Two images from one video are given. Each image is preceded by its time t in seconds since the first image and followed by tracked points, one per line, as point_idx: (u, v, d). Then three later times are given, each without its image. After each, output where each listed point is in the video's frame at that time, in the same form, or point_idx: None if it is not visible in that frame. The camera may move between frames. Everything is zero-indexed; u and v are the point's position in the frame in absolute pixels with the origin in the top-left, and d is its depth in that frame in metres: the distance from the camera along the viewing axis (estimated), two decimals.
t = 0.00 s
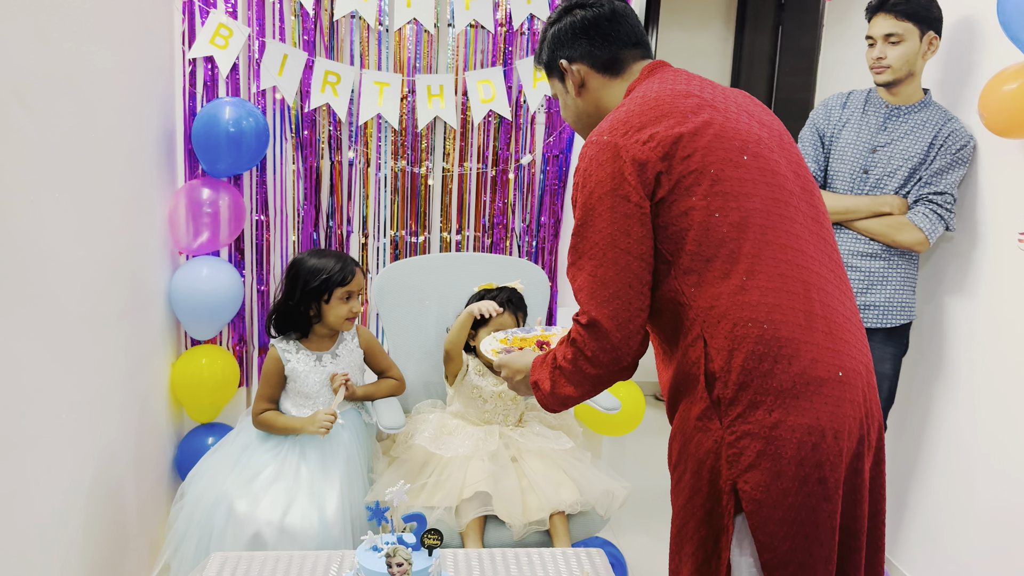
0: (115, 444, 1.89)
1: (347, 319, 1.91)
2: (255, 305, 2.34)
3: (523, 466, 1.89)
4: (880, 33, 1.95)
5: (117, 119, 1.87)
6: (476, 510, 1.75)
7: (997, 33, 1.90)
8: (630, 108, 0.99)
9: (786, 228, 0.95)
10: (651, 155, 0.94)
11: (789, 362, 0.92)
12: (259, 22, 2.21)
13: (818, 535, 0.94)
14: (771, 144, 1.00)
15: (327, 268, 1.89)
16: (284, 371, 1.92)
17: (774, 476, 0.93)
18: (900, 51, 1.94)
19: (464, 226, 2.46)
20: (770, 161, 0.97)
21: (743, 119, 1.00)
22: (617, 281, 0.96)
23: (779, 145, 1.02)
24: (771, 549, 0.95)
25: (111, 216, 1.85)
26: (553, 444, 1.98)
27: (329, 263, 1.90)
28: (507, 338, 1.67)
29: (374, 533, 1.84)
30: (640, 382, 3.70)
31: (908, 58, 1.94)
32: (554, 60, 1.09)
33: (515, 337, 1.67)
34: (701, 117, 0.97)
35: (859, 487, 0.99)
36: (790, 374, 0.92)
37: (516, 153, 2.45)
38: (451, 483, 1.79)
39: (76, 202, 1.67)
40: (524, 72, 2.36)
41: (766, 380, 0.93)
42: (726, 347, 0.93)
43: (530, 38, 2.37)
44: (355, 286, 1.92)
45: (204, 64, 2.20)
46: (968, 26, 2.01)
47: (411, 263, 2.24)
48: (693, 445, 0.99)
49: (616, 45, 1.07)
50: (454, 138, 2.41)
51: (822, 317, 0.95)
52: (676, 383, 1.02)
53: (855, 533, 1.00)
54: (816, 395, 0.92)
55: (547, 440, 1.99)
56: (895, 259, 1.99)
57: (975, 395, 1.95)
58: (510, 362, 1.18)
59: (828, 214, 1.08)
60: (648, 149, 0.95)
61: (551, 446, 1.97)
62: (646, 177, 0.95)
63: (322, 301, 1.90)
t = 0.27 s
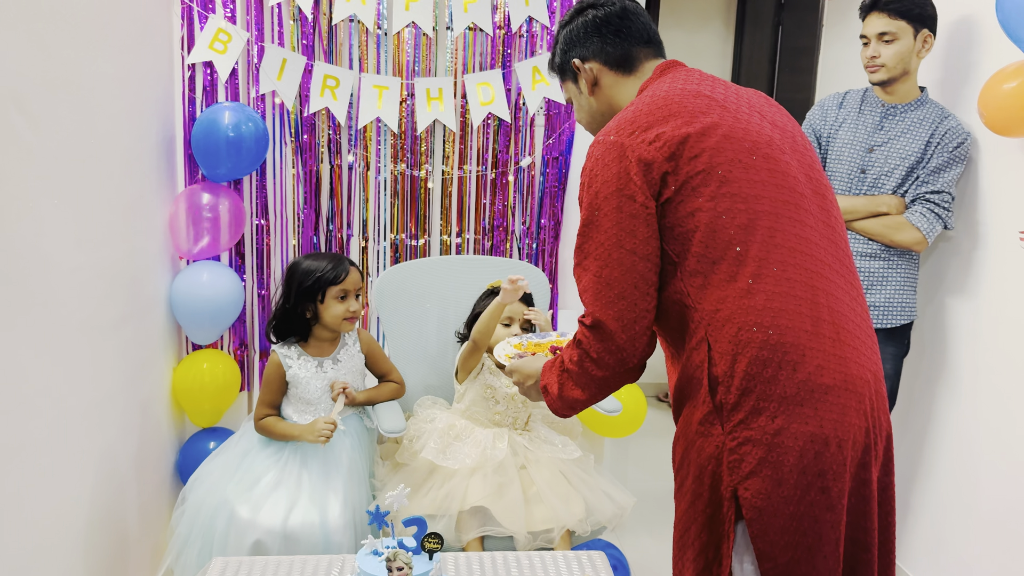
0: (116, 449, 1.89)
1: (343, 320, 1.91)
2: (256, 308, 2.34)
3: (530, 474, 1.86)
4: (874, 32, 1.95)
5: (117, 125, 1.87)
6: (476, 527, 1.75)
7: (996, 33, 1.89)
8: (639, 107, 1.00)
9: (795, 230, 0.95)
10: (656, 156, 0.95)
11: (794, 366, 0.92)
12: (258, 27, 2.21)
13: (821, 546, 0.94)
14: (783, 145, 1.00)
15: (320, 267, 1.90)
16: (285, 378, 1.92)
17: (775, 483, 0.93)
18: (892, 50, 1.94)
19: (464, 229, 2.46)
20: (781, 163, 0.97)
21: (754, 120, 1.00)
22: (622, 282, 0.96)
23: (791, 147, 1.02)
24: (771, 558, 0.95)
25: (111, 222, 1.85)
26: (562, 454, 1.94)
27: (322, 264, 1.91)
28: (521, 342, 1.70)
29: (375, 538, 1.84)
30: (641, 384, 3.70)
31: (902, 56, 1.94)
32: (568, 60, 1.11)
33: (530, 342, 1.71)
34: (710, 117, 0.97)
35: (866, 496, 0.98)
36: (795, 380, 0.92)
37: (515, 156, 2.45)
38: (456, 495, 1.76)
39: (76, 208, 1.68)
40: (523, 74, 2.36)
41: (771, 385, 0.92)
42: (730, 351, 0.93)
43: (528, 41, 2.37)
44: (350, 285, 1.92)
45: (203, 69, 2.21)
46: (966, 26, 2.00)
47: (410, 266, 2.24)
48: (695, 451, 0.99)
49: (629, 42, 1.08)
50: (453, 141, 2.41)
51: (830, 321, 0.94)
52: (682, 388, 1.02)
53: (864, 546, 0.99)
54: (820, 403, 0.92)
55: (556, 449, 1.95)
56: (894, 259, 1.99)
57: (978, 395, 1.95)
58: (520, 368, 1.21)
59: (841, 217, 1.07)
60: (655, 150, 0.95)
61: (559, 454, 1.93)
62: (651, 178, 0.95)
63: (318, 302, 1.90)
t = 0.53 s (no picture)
0: (120, 455, 1.89)
1: (353, 319, 1.92)
2: (260, 313, 2.34)
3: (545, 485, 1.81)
4: (873, 33, 1.94)
5: (119, 131, 1.87)
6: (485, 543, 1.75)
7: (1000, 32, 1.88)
8: (637, 117, 1.01)
9: (800, 229, 0.94)
10: (654, 164, 0.96)
11: (803, 366, 0.91)
12: (261, 32, 2.21)
13: (836, 552, 0.93)
14: (786, 146, 1.00)
15: (325, 269, 1.91)
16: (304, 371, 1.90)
17: (788, 488, 0.91)
18: (892, 50, 1.93)
19: (468, 233, 2.45)
20: (784, 162, 0.97)
21: (754, 123, 1.00)
22: (616, 292, 0.97)
23: (795, 148, 1.02)
24: (786, 566, 0.94)
25: (115, 227, 1.85)
26: (576, 463, 1.90)
27: (326, 265, 1.92)
28: (530, 363, 1.82)
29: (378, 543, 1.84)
30: (647, 387, 3.69)
31: (902, 55, 1.93)
32: (573, 80, 1.14)
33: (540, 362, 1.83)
34: (707, 123, 0.98)
35: (882, 500, 0.97)
36: (805, 381, 0.90)
37: (518, 159, 2.44)
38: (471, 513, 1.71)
39: (79, 214, 1.68)
40: (525, 77, 2.35)
41: (780, 387, 0.91)
42: (738, 353, 0.92)
43: (531, 44, 2.36)
44: (358, 283, 1.92)
45: (205, 75, 2.21)
46: (969, 26, 1.99)
47: (412, 270, 2.24)
48: (707, 458, 0.98)
49: (631, 58, 1.10)
50: (456, 145, 2.40)
51: (841, 320, 0.93)
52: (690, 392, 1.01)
53: (881, 552, 0.98)
54: (833, 403, 0.90)
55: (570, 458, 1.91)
56: (900, 260, 1.97)
57: (986, 396, 1.93)
58: (529, 389, 1.21)
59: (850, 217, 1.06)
60: (653, 156, 0.96)
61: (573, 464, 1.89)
62: (651, 186, 0.96)
63: (327, 305, 1.92)
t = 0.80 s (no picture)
0: (127, 462, 1.88)
1: (375, 320, 1.89)
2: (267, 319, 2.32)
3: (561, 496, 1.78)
4: (883, 34, 1.93)
5: (125, 136, 1.86)
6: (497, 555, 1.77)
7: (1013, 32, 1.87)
8: (636, 148, 1.04)
9: (815, 229, 0.94)
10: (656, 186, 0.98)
11: (834, 364, 0.89)
12: (268, 37, 2.22)
13: (874, 556, 0.89)
14: (790, 154, 1.01)
15: (342, 273, 1.88)
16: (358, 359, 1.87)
17: (825, 492, 0.89)
18: (903, 52, 1.91)
19: (475, 237, 2.43)
20: (788, 168, 0.99)
21: (753, 138, 1.02)
22: (619, 319, 1.00)
23: (800, 156, 1.03)
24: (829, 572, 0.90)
25: (120, 233, 1.84)
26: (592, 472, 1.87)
27: (343, 269, 1.89)
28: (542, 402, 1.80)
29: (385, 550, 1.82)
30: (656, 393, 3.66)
31: (913, 57, 1.91)
32: (576, 127, 1.15)
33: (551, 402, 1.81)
34: (706, 142, 1.00)
35: (918, 503, 0.93)
36: (837, 380, 0.88)
37: (526, 163, 2.42)
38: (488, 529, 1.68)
39: (83, 220, 1.67)
40: (533, 81, 2.33)
41: (813, 386, 0.89)
42: (767, 356, 0.91)
43: (538, 47, 2.35)
44: (376, 285, 1.89)
45: (212, 80, 2.20)
46: (981, 27, 1.98)
47: (419, 275, 2.22)
48: (738, 466, 0.96)
49: (632, 101, 1.11)
50: (463, 149, 2.38)
51: (868, 317, 0.91)
52: (717, 398, 1.00)
53: (917, 556, 0.94)
54: (866, 400, 0.88)
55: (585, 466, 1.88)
56: (912, 262, 1.95)
57: (1002, 400, 1.91)
58: (538, 429, 1.23)
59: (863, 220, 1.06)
60: (654, 179, 0.98)
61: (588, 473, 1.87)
62: (654, 209, 0.98)
63: (347, 308, 1.89)
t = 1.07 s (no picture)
0: (136, 472, 1.87)
1: (403, 339, 1.85)
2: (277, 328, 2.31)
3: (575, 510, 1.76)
4: (898, 40, 1.91)
5: (134, 146, 1.86)
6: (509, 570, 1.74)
7: None
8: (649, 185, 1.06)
9: (837, 242, 0.94)
10: (672, 217, 0.99)
11: (870, 374, 0.86)
12: (277, 46, 2.21)
13: None
14: (805, 176, 1.02)
15: (372, 289, 1.84)
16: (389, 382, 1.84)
17: (857, 512, 0.87)
18: (918, 57, 1.89)
19: (485, 246, 2.41)
20: (802, 186, 1.00)
21: (761, 164, 1.04)
22: (638, 352, 1.01)
23: (816, 177, 1.03)
24: None
25: (129, 242, 1.84)
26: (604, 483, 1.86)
27: (374, 285, 1.85)
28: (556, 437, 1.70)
29: (395, 565, 1.77)
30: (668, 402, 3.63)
31: (928, 63, 1.89)
32: (595, 167, 1.23)
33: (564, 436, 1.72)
34: (718, 171, 1.02)
35: (958, 523, 0.90)
36: (873, 393, 0.86)
37: (536, 171, 2.39)
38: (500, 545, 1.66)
39: (91, 229, 1.66)
40: (543, 88, 2.32)
41: (846, 402, 0.87)
42: (798, 369, 0.89)
43: (549, 55, 2.33)
44: (406, 302, 1.85)
45: (222, 89, 2.19)
46: (997, 32, 1.95)
47: (429, 284, 2.20)
48: (766, 485, 0.95)
49: (647, 142, 1.18)
50: (473, 157, 2.37)
51: (901, 327, 0.89)
52: (746, 415, 1.00)
53: None
54: (903, 415, 0.85)
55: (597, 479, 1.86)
56: (929, 271, 1.92)
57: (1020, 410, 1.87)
58: (553, 467, 1.24)
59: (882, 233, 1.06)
60: (669, 209, 1.00)
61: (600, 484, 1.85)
62: (672, 236, 0.99)
63: (375, 323, 1.85)
